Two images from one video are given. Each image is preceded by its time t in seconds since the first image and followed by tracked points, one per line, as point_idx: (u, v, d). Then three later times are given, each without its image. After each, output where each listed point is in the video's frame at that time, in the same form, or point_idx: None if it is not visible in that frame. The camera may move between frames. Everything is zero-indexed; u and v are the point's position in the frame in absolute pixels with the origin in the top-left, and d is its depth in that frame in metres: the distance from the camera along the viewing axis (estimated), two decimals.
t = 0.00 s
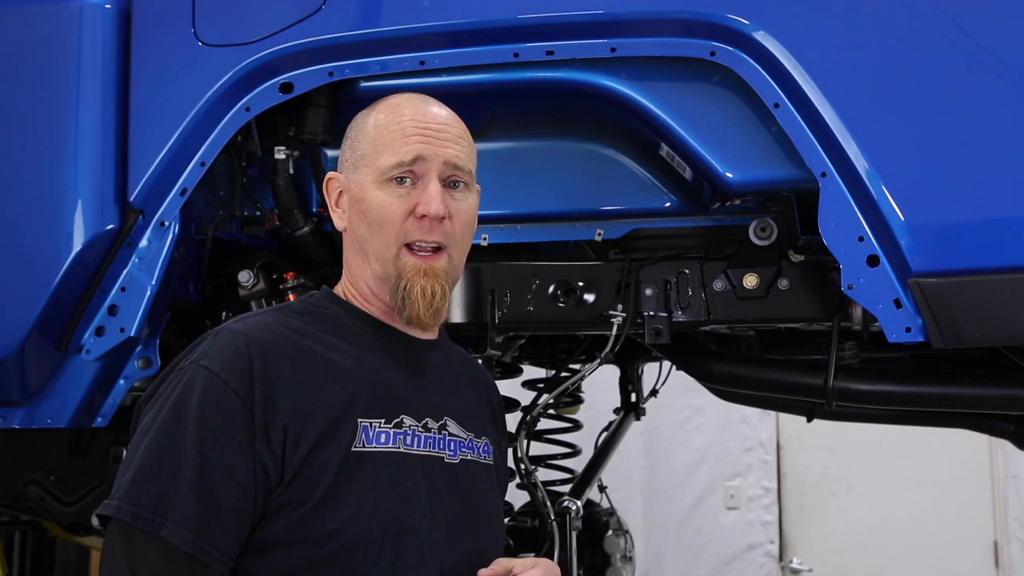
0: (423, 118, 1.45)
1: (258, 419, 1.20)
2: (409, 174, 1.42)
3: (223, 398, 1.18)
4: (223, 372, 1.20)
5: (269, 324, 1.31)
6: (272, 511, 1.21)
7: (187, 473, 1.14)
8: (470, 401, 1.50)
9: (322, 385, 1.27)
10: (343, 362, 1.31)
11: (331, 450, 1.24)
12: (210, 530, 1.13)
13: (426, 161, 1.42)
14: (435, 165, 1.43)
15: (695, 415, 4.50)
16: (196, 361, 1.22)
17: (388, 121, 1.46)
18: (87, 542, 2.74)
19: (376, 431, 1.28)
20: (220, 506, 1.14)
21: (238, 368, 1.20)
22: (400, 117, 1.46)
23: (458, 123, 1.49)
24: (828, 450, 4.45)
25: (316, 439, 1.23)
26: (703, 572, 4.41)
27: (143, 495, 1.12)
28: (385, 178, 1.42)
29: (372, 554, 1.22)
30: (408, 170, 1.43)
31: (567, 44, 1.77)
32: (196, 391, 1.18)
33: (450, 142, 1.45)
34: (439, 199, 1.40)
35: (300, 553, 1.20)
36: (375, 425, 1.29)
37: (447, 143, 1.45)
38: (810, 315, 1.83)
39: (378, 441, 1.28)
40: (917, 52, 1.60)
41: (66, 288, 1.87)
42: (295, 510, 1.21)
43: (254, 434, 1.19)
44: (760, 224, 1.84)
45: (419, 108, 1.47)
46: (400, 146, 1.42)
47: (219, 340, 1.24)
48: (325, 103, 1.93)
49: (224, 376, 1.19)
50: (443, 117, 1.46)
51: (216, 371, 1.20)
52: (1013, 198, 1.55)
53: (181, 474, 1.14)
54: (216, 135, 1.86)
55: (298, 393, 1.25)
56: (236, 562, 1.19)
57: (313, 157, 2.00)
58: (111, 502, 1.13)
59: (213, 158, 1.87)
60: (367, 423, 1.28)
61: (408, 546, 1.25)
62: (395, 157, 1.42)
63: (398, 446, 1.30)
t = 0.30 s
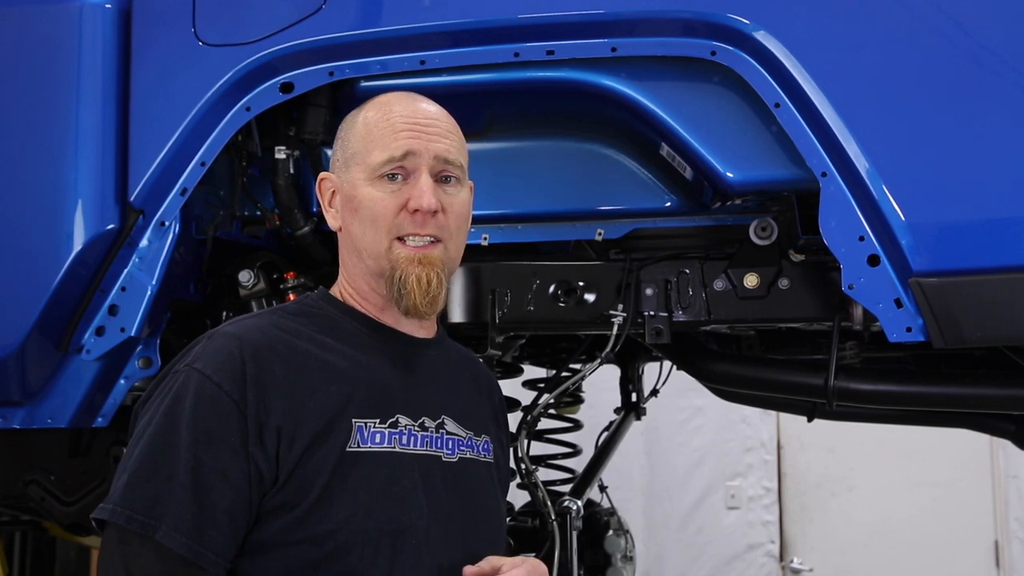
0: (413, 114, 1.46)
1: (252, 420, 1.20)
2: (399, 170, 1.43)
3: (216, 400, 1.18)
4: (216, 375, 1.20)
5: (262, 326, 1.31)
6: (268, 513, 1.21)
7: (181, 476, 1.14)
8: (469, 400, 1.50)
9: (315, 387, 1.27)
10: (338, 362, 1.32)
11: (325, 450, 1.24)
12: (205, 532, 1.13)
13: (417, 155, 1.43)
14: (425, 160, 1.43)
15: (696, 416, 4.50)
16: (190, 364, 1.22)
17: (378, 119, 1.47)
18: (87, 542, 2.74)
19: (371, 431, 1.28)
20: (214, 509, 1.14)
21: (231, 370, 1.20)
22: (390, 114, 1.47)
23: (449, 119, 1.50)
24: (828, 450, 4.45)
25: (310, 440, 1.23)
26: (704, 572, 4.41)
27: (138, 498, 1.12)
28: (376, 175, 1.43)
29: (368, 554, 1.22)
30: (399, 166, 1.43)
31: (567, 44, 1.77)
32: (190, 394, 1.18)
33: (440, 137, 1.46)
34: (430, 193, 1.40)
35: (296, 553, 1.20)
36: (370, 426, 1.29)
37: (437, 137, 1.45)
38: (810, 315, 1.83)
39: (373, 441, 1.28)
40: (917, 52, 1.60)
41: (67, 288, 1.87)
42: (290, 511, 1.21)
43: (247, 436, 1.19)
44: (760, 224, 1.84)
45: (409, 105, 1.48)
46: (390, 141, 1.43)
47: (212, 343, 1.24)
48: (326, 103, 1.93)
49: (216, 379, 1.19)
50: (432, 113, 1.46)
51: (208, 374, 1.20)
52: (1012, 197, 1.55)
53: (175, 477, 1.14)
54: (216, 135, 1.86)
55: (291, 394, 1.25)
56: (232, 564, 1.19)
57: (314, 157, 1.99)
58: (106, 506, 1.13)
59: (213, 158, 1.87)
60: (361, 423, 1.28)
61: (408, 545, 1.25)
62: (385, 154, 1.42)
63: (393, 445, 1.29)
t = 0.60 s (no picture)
0: (418, 114, 1.46)
1: (250, 423, 1.20)
2: (404, 169, 1.43)
3: (214, 402, 1.18)
4: (214, 377, 1.20)
5: (261, 328, 1.31)
6: (266, 515, 1.21)
7: (179, 478, 1.14)
8: (470, 401, 1.50)
9: (313, 388, 1.27)
10: (337, 364, 1.32)
11: (323, 452, 1.24)
12: (203, 534, 1.13)
13: (421, 155, 1.43)
14: (429, 160, 1.43)
15: (697, 415, 4.50)
16: (188, 366, 1.22)
17: (382, 118, 1.47)
18: (87, 543, 2.73)
19: (371, 432, 1.28)
20: (212, 511, 1.14)
21: (228, 372, 1.20)
22: (395, 113, 1.47)
23: (453, 119, 1.50)
24: (829, 450, 4.45)
25: (308, 442, 1.23)
26: (704, 572, 4.40)
27: (135, 501, 1.13)
28: (381, 174, 1.43)
29: (367, 556, 1.22)
30: (403, 165, 1.43)
31: (568, 44, 1.77)
32: (187, 397, 1.18)
33: (444, 136, 1.46)
34: (435, 192, 1.40)
35: (295, 555, 1.20)
36: (370, 427, 1.29)
37: (442, 137, 1.46)
38: (811, 315, 1.83)
39: (373, 443, 1.28)
40: (918, 52, 1.60)
41: (67, 288, 1.87)
42: (289, 513, 1.21)
43: (245, 439, 1.19)
44: (760, 224, 1.84)
45: (413, 104, 1.48)
46: (395, 141, 1.43)
47: (210, 345, 1.24)
48: (326, 104, 1.93)
49: (214, 382, 1.19)
50: (437, 112, 1.47)
51: (206, 376, 1.20)
52: (1014, 198, 1.55)
53: (173, 479, 1.14)
54: (216, 135, 1.86)
55: (290, 396, 1.25)
56: (231, 566, 1.19)
57: (314, 158, 1.99)
58: (104, 509, 1.13)
59: (213, 158, 1.87)
60: (360, 425, 1.28)
61: (408, 545, 1.25)
62: (390, 153, 1.42)
63: (393, 447, 1.29)
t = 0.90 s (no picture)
0: (456, 118, 1.51)
1: (245, 423, 1.20)
2: (438, 167, 1.46)
3: (210, 403, 1.18)
4: (210, 378, 1.20)
5: (256, 329, 1.31)
6: (262, 515, 1.21)
7: (175, 478, 1.14)
8: (467, 402, 1.50)
9: (309, 389, 1.27)
10: (333, 364, 1.32)
11: (319, 452, 1.24)
12: (200, 535, 1.13)
13: (457, 156, 1.47)
14: (463, 162, 1.47)
15: (696, 416, 4.50)
16: (183, 367, 1.22)
17: (420, 116, 1.51)
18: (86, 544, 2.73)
19: (366, 433, 1.29)
20: (209, 511, 1.14)
21: (224, 373, 1.20)
22: (435, 113, 1.51)
23: (483, 131, 1.56)
24: (828, 450, 4.45)
25: (304, 442, 1.23)
26: (704, 573, 4.40)
27: (132, 502, 1.12)
28: (414, 168, 1.46)
29: (364, 557, 1.22)
30: (437, 163, 1.47)
31: (568, 44, 1.77)
32: (183, 398, 1.18)
33: (479, 144, 1.51)
34: (467, 193, 1.44)
35: (291, 555, 1.20)
36: (365, 427, 1.29)
37: (476, 145, 1.51)
38: (811, 316, 1.83)
39: (368, 443, 1.28)
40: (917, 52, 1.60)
41: (67, 289, 1.87)
42: (285, 513, 1.22)
43: (241, 439, 1.19)
44: (760, 224, 1.84)
45: (452, 109, 1.53)
46: (435, 137, 1.47)
47: (205, 346, 1.24)
48: (326, 104, 1.93)
49: (210, 382, 1.19)
50: (473, 122, 1.52)
51: (202, 377, 1.20)
52: (1013, 198, 1.55)
53: (169, 480, 1.14)
54: (216, 135, 1.86)
55: (286, 396, 1.25)
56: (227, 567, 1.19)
57: (314, 158, 1.99)
58: (101, 510, 1.13)
59: (213, 158, 1.87)
60: (355, 425, 1.28)
61: (407, 546, 1.25)
62: (429, 148, 1.46)
63: (389, 447, 1.29)
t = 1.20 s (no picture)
0: (460, 124, 1.50)
1: (247, 420, 1.20)
2: (439, 173, 1.45)
3: (212, 399, 1.18)
4: (212, 374, 1.20)
5: (259, 327, 1.31)
6: (262, 513, 1.21)
7: (175, 474, 1.14)
8: (467, 402, 1.50)
9: (310, 387, 1.27)
10: (333, 364, 1.32)
11: (320, 451, 1.24)
12: (199, 531, 1.13)
13: (459, 163, 1.46)
14: (465, 169, 1.46)
15: (696, 417, 4.49)
16: (186, 364, 1.23)
17: (424, 120, 1.50)
18: (87, 544, 2.72)
19: (367, 433, 1.29)
20: (208, 508, 1.14)
21: (227, 370, 1.21)
22: (439, 117, 1.50)
23: (487, 136, 1.54)
24: (829, 451, 4.45)
25: (304, 440, 1.23)
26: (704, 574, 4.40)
27: (133, 497, 1.12)
28: (415, 173, 1.45)
29: (363, 557, 1.22)
30: (438, 169, 1.46)
31: (568, 45, 1.77)
32: (185, 394, 1.18)
33: (481, 151, 1.50)
34: (465, 200, 1.43)
35: (290, 554, 1.20)
36: (365, 427, 1.29)
37: (479, 151, 1.49)
38: (811, 316, 1.83)
39: (369, 443, 1.28)
40: (917, 53, 1.60)
41: (67, 289, 1.87)
42: (285, 511, 1.21)
43: (242, 436, 1.19)
44: (760, 224, 1.84)
45: (455, 114, 1.51)
46: (436, 143, 1.46)
47: (208, 343, 1.24)
48: (327, 104, 1.94)
49: (212, 379, 1.19)
50: (478, 127, 1.51)
51: (205, 373, 1.20)
52: (1013, 199, 1.55)
53: (169, 475, 1.14)
54: (217, 135, 1.87)
55: (287, 394, 1.25)
56: (226, 565, 1.19)
57: (314, 158, 1.99)
58: (101, 504, 1.13)
59: (213, 158, 1.87)
60: (356, 425, 1.28)
61: (406, 547, 1.25)
62: (431, 154, 1.45)
63: (390, 447, 1.30)
